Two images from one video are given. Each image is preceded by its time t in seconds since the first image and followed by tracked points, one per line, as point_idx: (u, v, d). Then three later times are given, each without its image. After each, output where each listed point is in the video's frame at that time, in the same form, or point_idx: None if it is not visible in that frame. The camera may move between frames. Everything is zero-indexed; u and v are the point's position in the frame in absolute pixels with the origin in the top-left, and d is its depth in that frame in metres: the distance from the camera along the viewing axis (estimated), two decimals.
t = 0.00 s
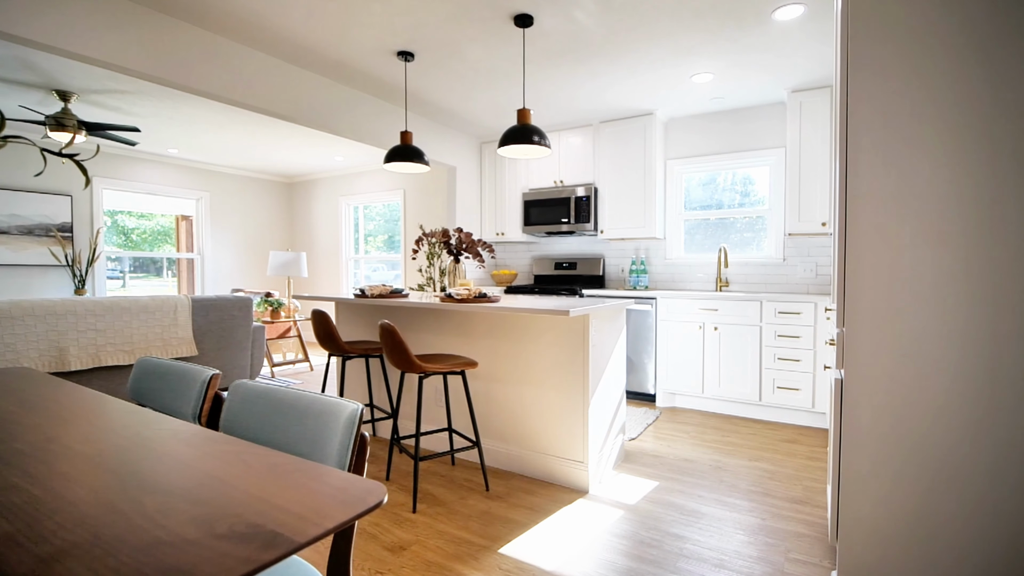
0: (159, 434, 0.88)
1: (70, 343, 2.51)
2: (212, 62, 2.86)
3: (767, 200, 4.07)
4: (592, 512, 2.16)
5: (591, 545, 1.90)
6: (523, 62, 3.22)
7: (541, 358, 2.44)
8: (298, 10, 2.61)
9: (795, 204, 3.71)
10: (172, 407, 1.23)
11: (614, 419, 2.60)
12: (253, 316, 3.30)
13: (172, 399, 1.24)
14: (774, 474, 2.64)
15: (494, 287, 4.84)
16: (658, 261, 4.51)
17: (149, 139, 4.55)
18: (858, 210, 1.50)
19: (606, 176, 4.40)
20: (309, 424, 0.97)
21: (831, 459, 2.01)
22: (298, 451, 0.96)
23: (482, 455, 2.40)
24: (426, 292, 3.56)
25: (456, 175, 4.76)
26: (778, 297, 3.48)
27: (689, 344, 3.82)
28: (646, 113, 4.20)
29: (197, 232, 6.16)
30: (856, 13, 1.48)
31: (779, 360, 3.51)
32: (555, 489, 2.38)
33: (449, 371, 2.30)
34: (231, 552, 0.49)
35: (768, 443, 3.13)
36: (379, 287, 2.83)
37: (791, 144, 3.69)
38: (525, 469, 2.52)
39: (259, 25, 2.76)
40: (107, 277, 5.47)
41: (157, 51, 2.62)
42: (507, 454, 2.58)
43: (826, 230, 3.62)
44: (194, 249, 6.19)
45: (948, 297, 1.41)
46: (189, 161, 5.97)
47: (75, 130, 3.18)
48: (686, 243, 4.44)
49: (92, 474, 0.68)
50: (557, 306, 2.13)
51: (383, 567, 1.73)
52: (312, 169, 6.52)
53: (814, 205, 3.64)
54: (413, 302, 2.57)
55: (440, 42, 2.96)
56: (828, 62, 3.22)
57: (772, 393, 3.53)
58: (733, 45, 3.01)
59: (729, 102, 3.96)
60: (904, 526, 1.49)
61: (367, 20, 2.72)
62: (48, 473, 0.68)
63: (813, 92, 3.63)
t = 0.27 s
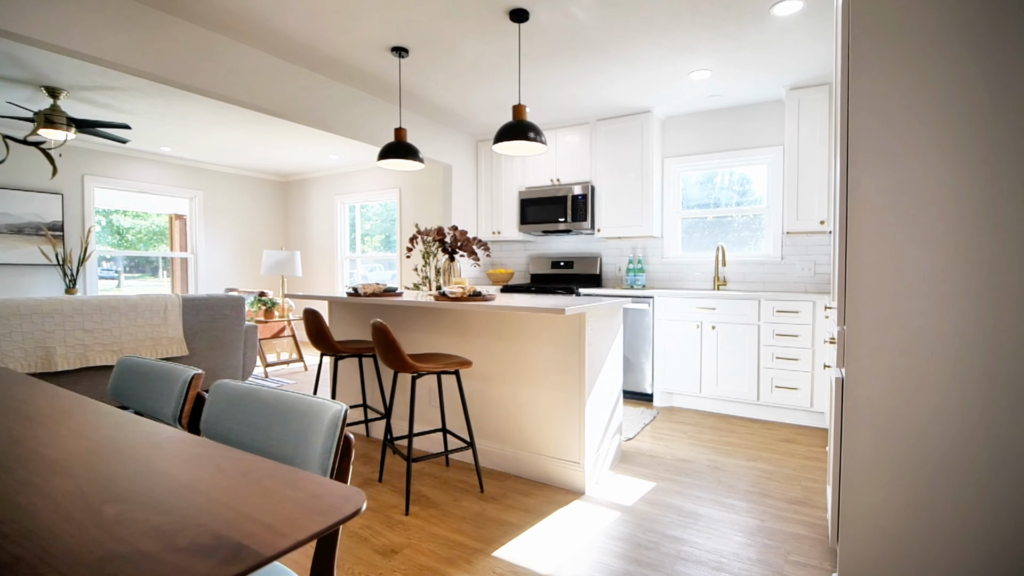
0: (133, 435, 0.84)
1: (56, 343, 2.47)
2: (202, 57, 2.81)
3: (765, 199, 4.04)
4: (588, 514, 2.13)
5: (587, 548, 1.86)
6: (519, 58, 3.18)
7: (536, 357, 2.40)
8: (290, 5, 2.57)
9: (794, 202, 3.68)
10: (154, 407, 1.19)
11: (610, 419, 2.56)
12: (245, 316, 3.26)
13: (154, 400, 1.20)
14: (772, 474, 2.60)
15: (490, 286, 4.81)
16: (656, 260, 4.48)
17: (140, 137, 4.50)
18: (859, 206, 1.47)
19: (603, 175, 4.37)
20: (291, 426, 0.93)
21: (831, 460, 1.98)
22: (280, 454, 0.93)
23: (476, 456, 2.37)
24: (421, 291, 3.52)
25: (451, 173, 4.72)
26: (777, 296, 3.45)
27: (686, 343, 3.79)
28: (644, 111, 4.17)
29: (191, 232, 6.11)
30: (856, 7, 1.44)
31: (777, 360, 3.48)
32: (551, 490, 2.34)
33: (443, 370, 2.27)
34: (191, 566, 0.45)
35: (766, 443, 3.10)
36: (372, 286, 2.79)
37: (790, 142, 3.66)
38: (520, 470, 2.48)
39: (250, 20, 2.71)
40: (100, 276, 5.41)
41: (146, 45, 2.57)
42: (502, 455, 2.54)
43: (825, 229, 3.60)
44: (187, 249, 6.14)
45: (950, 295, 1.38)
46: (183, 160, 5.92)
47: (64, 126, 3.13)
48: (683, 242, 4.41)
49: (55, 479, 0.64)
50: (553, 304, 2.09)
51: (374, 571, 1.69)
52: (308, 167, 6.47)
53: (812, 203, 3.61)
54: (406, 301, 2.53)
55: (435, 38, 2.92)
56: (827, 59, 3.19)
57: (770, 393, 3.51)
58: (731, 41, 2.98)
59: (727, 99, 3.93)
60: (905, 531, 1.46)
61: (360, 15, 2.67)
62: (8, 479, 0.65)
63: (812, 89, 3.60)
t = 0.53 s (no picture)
0: (106, 440, 0.80)
1: (45, 343, 2.43)
2: (193, 52, 2.76)
3: (764, 197, 4.01)
4: (585, 516, 2.09)
5: (584, 551, 1.83)
6: (515, 54, 3.14)
7: (533, 358, 2.37)
8: None
9: (793, 201, 3.65)
10: (134, 411, 1.15)
11: (608, 420, 2.53)
12: (239, 316, 3.22)
13: (135, 403, 1.16)
14: (771, 475, 2.57)
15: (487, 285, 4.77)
16: (654, 258, 4.45)
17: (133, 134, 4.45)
18: (861, 204, 1.43)
19: (601, 173, 4.34)
20: (274, 431, 0.90)
21: (831, 460, 1.95)
22: (263, 460, 0.89)
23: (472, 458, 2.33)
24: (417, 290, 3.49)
25: (448, 171, 4.68)
26: (776, 295, 3.42)
27: (685, 342, 3.76)
28: (642, 108, 4.14)
29: (186, 231, 6.07)
30: None
31: (776, 359, 3.45)
32: (547, 492, 2.31)
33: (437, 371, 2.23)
34: None
35: (766, 443, 3.07)
36: (366, 286, 2.75)
37: (789, 139, 3.64)
38: (517, 471, 2.45)
39: (241, 15, 2.67)
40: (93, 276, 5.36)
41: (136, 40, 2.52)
42: (498, 456, 2.51)
43: (824, 227, 3.57)
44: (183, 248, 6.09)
45: (954, 295, 1.35)
46: (178, 159, 5.87)
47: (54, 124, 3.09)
48: (682, 240, 4.38)
49: (16, 489, 0.60)
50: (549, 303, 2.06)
51: None
52: (304, 166, 6.43)
53: (812, 201, 3.58)
54: (400, 300, 2.49)
55: (430, 33, 2.88)
56: (827, 55, 3.16)
57: (769, 393, 3.48)
58: (730, 36, 2.94)
59: (725, 97, 3.90)
60: (908, 537, 1.43)
61: (353, 10, 2.63)
62: None
63: (811, 86, 3.57)
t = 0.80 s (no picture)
0: (78, 447, 0.76)
1: (35, 344, 2.40)
2: (187, 50, 2.72)
3: (763, 196, 3.98)
4: (583, 520, 2.06)
5: (581, 556, 1.80)
6: (512, 51, 3.10)
7: (529, 359, 2.34)
8: None
9: (793, 199, 3.62)
10: (115, 413, 1.12)
11: (606, 422, 2.49)
12: (233, 316, 3.18)
13: (116, 406, 1.13)
14: (771, 477, 2.54)
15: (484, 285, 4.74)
16: (652, 258, 4.42)
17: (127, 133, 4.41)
18: (863, 202, 1.40)
19: (599, 172, 4.30)
20: (255, 437, 0.86)
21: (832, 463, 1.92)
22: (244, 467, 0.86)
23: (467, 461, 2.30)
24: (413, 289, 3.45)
25: (445, 170, 4.64)
26: (776, 295, 3.39)
27: (684, 342, 3.73)
28: (640, 107, 4.10)
29: (182, 231, 6.03)
30: None
31: (776, 359, 3.42)
32: (544, 495, 2.28)
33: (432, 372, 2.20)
34: None
35: (765, 444, 3.03)
36: (361, 285, 2.72)
37: (789, 138, 3.60)
38: (513, 474, 2.41)
39: (234, 11, 2.63)
40: (88, 276, 5.33)
41: (129, 38, 2.49)
42: (494, 459, 2.47)
43: (824, 226, 3.53)
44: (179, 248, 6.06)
45: (958, 296, 1.32)
46: (173, 158, 5.84)
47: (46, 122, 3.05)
48: (680, 240, 4.34)
49: None
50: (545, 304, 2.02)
51: None
52: (301, 165, 6.39)
53: (812, 200, 3.55)
54: (395, 300, 2.46)
55: (426, 30, 2.84)
56: (828, 51, 3.12)
57: (769, 393, 3.44)
58: (729, 33, 2.91)
59: (724, 95, 3.87)
60: (910, 543, 1.39)
61: (347, 6, 2.59)
62: None
63: (811, 84, 3.54)
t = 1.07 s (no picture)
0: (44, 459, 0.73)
1: (23, 346, 2.36)
2: (180, 48, 2.68)
3: (762, 196, 3.95)
4: (579, 525, 2.03)
5: (577, 563, 1.76)
6: (509, 49, 3.06)
7: (526, 360, 2.30)
8: None
9: (792, 199, 3.58)
10: (95, 419, 1.08)
11: (603, 424, 2.46)
12: (226, 317, 3.14)
13: (95, 411, 1.09)
14: (771, 480, 2.51)
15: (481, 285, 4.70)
16: (650, 257, 4.39)
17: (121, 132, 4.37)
18: (865, 202, 1.37)
19: (597, 171, 4.27)
20: (233, 447, 0.83)
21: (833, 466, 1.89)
22: (222, 478, 0.82)
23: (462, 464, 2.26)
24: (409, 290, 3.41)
25: (441, 170, 4.60)
26: (775, 295, 3.35)
27: (682, 343, 3.70)
28: (638, 105, 4.07)
29: (177, 231, 5.99)
30: None
31: (776, 360, 3.38)
32: (540, 499, 2.24)
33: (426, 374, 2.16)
34: None
35: (765, 446, 3.00)
36: (355, 286, 2.68)
37: (788, 137, 3.57)
38: (509, 477, 2.38)
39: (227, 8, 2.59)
40: (82, 277, 5.28)
41: (121, 35, 2.44)
42: (490, 462, 2.44)
43: (824, 225, 3.50)
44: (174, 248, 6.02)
45: (962, 298, 1.28)
46: (169, 158, 5.80)
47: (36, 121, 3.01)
48: (678, 239, 4.31)
49: None
50: (541, 305, 1.99)
51: None
52: (297, 165, 6.35)
53: (811, 200, 3.52)
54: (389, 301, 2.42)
55: (421, 28, 2.80)
56: (828, 49, 3.08)
57: (768, 394, 3.41)
58: (728, 31, 2.87)
59: (722, 93, 3.84)
60: (911, 550, 1.36)
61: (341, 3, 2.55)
62: None
63: (810, 82, 3.50)
